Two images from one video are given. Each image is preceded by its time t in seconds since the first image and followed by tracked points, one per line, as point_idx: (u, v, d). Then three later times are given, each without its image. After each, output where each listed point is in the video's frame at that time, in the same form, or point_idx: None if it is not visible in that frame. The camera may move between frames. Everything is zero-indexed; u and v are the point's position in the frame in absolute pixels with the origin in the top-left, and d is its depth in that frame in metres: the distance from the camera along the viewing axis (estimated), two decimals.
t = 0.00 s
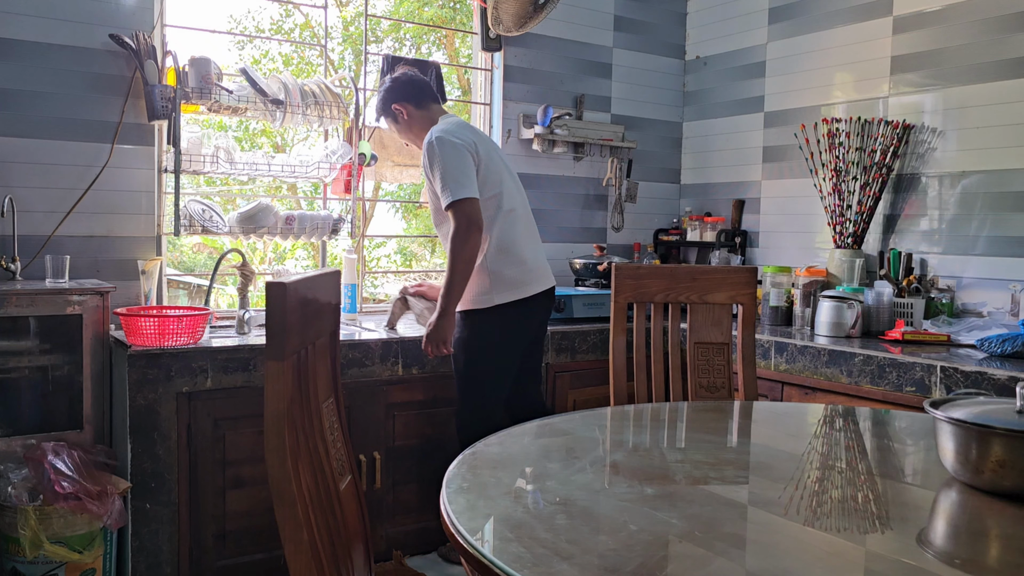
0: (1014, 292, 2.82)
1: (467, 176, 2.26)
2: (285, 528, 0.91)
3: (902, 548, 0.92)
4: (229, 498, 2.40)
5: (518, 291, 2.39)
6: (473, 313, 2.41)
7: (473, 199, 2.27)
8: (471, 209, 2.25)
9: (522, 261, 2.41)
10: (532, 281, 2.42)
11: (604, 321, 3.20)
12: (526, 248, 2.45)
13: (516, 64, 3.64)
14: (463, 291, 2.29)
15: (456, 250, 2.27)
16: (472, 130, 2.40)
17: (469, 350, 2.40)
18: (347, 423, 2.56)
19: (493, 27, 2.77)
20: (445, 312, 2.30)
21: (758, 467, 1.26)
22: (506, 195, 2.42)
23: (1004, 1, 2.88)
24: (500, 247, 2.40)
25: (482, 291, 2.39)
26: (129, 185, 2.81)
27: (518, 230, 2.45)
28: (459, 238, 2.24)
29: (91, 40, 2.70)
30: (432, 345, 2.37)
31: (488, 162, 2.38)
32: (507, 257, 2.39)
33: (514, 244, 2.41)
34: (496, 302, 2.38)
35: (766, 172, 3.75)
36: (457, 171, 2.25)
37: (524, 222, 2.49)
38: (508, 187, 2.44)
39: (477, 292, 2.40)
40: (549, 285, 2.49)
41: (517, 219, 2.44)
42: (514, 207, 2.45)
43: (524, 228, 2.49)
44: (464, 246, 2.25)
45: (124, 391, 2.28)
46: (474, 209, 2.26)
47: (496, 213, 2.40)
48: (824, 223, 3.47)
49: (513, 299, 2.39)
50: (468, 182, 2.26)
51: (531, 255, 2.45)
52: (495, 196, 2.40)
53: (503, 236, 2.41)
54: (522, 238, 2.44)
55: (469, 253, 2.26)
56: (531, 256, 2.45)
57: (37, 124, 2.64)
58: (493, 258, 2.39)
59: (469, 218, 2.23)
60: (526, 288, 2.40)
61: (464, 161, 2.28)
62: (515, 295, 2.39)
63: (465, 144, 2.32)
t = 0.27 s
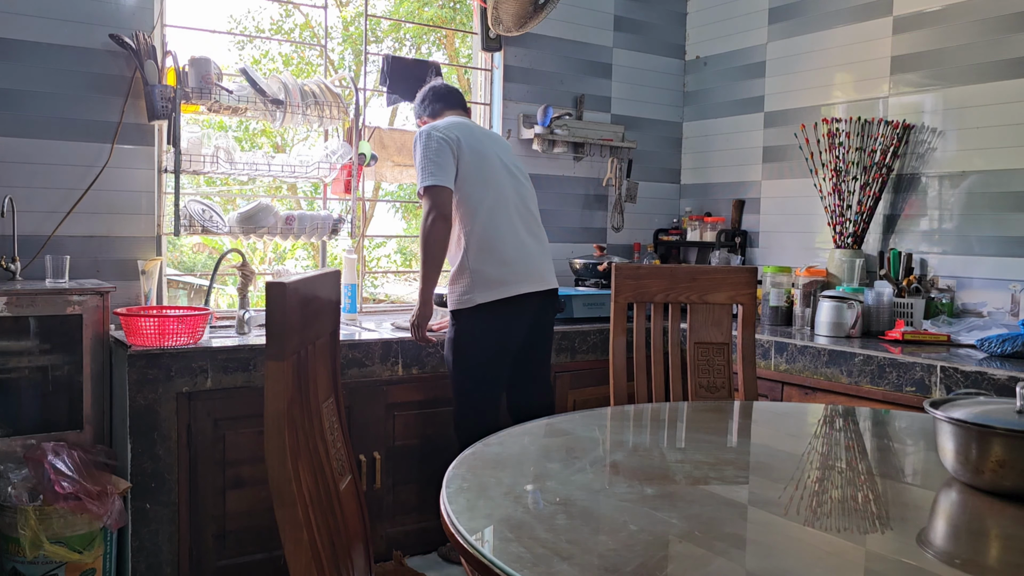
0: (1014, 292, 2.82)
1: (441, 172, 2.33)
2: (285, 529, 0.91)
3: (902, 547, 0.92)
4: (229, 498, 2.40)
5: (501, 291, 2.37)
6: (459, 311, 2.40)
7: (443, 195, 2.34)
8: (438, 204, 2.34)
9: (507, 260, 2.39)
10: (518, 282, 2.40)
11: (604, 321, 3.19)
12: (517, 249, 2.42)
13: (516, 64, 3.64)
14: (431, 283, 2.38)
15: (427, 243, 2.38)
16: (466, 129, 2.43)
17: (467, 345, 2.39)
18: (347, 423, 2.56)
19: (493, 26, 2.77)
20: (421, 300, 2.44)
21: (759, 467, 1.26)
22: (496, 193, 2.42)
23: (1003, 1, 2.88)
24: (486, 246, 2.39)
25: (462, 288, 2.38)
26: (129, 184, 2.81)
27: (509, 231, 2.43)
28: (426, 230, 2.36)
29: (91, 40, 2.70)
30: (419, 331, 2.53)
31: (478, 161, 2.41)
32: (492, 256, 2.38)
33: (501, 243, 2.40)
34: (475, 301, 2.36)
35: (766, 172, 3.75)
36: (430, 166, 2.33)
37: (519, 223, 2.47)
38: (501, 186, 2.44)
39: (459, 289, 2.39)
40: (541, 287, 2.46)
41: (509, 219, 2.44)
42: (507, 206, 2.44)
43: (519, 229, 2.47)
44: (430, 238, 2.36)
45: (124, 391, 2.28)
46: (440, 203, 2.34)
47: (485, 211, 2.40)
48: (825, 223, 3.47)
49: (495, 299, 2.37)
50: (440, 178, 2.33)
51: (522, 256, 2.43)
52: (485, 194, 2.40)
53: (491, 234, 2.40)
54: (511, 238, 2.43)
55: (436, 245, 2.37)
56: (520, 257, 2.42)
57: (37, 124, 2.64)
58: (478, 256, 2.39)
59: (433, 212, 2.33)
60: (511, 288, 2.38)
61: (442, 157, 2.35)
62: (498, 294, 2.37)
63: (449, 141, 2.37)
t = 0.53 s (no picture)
0: (1014, 292, 2.82)
1: (436, 169, 2.37)
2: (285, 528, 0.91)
3: (902, 547, 0.92)
4: (229, 498, 2.40)
5: (493, 290, 2.36)
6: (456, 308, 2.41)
7: (434, 192, 2.39)
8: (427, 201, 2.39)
9: (501, 259, 2.38)
10: (512, 281, 2.38)
11: (604, 321, 3.19)
12: (515, 248, 2.41)
13: (516, 64, 3.64)
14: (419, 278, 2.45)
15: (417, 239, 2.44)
16: (471, 128, 2.45)
17: (470, 344, 2.40)
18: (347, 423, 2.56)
19: (493, 26, 2.77)
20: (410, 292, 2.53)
21: (759, 466, 1.26)
22: (496, 193, 2.42)
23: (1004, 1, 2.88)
24: (482, 244, 2.39)
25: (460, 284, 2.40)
26: (129, 184, 2.81)
27: (509, 231, 2.42)
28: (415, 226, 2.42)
29: (91, 40, 2.70)
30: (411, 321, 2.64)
31: (480, 159, 2.42)
32: (488, 254, 2.38)
33: (497, 241, 2.39)
34: (467, 298, 2.37)
35: (766, 172, 3.75)
36: (425, 163, 2.38)
37: (521, 223, 2.45)
38: (503, 186, 2.43)
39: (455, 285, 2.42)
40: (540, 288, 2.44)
41: (509, 219, 2.43)
42: (508, 206, 2.43)
43: (521, 229, 2.45)
44: (419, 235, 2.42)
45: (124, 391, 2.28)
46: (428, 201, 2.39)
47: (484, 209, 2.40)
48: (825, 223, 3.47)
49: (488, 297, 2.37)
50: (433, 175, 2.38)
51: (520, 257, 2.41)
52: (484, 193, 2.41)
53: (488, 233, 2.39)
54: (510, 237, 2.41)
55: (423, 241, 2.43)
56: (517, 257, 2.40)
57: (36, 123, 2.64)
58: (473, 253, 2.40)
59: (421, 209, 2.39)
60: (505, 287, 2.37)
61: (440, 155, 2.39)
62: (491, 292, 2.37)
63: (450, 140, 2.41)
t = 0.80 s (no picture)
0: (1014, 292, 2.82)
1: (453, 171, 2.41)
2: (285, 529, 0.91)
3: (902, 548, 0.92)
4: (229, 498, 2.40)
5: (505, 290, 2.37)
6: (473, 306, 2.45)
7: (450, 193, 2.43)
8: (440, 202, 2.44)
9: (514, 261, 2.39)
10: (525, 282, 2.39)
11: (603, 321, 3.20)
12: (530, 250, 2.40)
13: (516, 64, 3.64)
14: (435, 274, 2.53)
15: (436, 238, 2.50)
16: (492, 130, 2.45)
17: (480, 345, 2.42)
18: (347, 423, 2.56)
19: (493, 27, 2.77)
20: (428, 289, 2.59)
21: (759, 467, 1.26)
22: (514, 194, 2.42)
23: (1004, 1, 2.88)
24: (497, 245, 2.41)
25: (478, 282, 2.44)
26: (129, 184, 2.81)
27: (526, 232, 2.42)
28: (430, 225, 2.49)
29: (90, 40, 2.70)
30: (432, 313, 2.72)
31: (499, 161, 2.43)
32: (502, 254, 2.40)
33: (512, 242, 2.40)
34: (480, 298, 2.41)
35: (766, 172, 3.75)
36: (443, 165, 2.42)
37: (539, 225, 2.44)
38: (521, 188, 2.43)
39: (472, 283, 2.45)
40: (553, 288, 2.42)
41: (526, 221, 2.43)
42: (525, 208, 2.43)
43: (539, 231, 2.44)
44: (434, 233, 2.49)
45: (124, 391, 2.28)
46: (443, 202, 2.44)
47: (500, 211, 2.42)
48: (825, 223, 3.47)
49: (500, 297, 2.39)
50: (449, 176, 2.42)
51: (535, 258, 2.40)
52: (501, 194, 2.42)
53: (504, 234, 2.41)
54: (526, 239, 2.41)
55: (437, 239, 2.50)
56: (532, 259, 2.40)
57: (36, 123, 2.64)
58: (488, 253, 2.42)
59: (436, 209, 2.45)
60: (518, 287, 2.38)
61: (458, 157, 2.42)
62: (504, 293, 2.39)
63: (469, 141, 2.43)
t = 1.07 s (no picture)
0: (1014, 292, 2.82)
1: (509, 170, 2.43)
2: (285, 529, 0.91)
3: (902, 548, 0.92)
4: (229, 498, 2.40)
5: (537, 291, 2.42)
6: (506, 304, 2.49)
7: (505, 191, 2.44)
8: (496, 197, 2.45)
9: (551, 264, 2.44)
10: (558, 286, 2.44)
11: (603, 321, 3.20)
12: (569, 256, 2.45)
13: (516, 64, 3.64)
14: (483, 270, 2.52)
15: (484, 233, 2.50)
16: (549, 133, 2.47)
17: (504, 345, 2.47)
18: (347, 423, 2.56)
19: (493, 26, 2.77)
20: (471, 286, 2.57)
21: (759, 467, 1.26)
22: (561, 199, 2.46)
23: (1004, 1, 2.88)
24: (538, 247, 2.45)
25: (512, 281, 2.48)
26: (129, 184, 2.81)
27: (568, 238, 2.46)
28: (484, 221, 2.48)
29: (90, 40, 2.70)
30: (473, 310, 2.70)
31: (551, 165, 2.46)
32: (542, 257, 2.45)
33: (552, 246, 2.45)
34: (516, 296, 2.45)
35: (766, 172, 3.75)
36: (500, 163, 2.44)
37: (582, 232, 2.48)
38: (569, 194, 2.47)
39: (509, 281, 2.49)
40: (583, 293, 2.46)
41: (570, 227, 2.47)
42: (570, 214, 2.47)
43: (581, 238, 2.49)
44: (486, 229, 2.49)
45: (124, 391, 2.28)
46: (499, 199, 2.45)
47: (548, 214, 2.45)
48: (824, 223, 3.47)
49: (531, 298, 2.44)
50: (505, 174, 2.43)
51: (572, 264, 2.45)
52: (549, 199, 2.45)
53: (546, 237, 2.45)
54: (567, 244, 2.46)
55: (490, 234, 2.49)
56: (570, 265, 2.45)
57: (36, 123, 2.64)
58: (527, 254, 2.46)
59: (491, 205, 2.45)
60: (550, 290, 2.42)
61: (514, 156, 2.44)
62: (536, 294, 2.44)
63: (525, 142, 2.45)
